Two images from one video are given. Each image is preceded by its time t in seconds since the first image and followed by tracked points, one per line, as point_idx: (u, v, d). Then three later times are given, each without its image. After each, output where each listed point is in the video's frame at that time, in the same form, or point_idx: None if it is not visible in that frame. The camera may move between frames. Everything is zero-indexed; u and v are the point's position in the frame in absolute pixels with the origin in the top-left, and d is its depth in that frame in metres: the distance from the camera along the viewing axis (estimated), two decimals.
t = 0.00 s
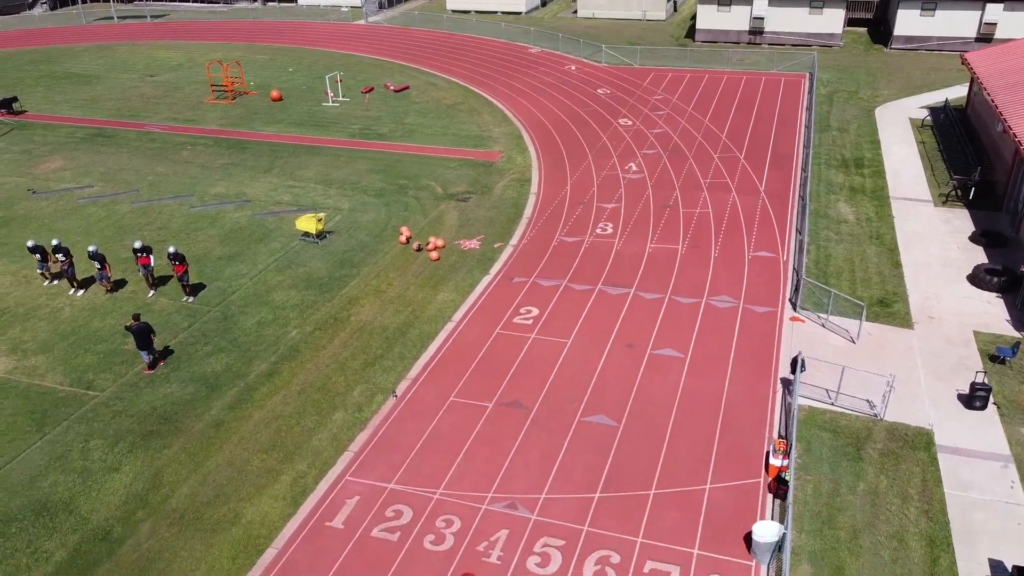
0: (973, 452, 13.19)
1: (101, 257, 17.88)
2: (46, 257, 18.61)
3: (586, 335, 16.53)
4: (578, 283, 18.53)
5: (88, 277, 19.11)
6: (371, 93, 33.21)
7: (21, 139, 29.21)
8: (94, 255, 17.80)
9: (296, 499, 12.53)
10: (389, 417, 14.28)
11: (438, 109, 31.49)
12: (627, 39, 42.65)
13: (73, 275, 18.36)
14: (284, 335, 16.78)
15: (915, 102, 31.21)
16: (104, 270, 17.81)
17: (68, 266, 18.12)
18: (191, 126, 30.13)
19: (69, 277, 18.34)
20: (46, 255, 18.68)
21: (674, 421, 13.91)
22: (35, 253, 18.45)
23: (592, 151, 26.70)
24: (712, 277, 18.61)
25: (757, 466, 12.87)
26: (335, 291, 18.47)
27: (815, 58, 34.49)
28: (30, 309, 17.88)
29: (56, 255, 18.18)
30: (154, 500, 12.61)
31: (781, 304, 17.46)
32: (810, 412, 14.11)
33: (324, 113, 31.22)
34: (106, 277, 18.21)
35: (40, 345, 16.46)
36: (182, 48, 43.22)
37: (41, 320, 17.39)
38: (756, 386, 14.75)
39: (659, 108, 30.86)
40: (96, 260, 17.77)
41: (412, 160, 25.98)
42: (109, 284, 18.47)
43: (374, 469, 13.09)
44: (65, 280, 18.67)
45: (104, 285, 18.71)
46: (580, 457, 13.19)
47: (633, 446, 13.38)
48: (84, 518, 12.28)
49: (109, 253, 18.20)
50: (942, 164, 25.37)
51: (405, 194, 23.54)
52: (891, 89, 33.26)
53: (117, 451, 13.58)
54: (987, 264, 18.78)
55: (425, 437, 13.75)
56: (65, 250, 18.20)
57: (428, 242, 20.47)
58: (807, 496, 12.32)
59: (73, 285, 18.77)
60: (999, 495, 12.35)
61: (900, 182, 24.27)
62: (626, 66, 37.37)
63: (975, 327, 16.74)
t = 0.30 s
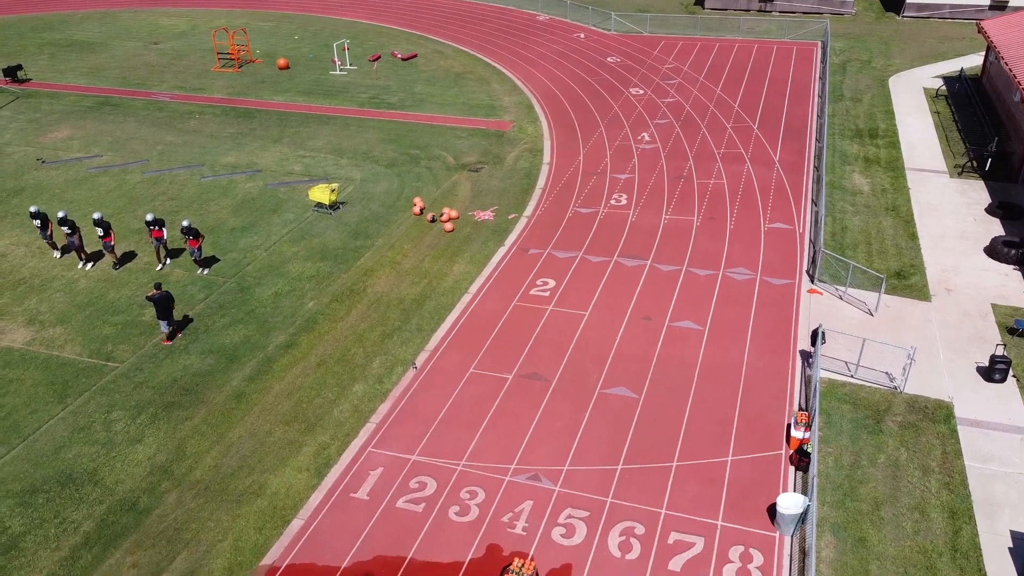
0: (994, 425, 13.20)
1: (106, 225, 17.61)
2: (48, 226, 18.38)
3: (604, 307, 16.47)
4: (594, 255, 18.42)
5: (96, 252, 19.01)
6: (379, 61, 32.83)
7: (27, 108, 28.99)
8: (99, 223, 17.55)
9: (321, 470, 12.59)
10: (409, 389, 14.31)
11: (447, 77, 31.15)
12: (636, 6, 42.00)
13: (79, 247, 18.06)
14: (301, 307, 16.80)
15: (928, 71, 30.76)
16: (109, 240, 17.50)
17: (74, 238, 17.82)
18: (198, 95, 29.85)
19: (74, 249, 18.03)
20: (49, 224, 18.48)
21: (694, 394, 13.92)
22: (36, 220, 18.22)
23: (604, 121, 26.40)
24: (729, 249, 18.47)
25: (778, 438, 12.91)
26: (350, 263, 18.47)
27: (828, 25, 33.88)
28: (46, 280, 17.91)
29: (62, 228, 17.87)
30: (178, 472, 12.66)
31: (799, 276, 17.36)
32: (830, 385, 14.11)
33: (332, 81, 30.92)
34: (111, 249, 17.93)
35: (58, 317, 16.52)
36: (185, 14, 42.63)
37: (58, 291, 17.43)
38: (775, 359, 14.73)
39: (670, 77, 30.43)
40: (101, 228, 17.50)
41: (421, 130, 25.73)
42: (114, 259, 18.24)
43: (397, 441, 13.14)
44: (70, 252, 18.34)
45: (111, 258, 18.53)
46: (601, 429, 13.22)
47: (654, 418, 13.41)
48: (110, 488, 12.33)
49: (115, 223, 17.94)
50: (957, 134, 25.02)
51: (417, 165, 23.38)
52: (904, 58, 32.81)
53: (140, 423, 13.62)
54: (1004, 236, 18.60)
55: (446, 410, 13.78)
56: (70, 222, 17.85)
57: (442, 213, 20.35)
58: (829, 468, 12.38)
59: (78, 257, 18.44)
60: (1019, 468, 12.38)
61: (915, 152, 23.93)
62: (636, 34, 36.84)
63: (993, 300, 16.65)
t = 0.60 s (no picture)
0: (1017, 426, 13.16)
1: (115, 228, 17.46)
2: (55, 231, 18.10)
3: (623, 306, 16.45)
4: (610, 254, 18.38)
5: (104, 256, 18.83)
6: (388, 61, 32.78)
7: (37, 107, 28.96)
8: (108, 226, 17.37)
9: (344, 471, 12.57)
10: (430, 388, 14.29)
11: (456, 76, 31.09)
12: (643, 5, 41.93)
13: (88, 251, 17.99)
14: (319, 306, 16.78)
15: (938, 70, 30.70)
16: (118, 243, 17.38)
17: (84, 242, 17.77)
18: (207, 94, 29.81)
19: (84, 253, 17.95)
20: (55, 229, 18.18)
21: (716, 394, 13.88)
22: (43, 225, 17.92)
23: (615, 121, 26.33)
24: (745, 249, 18.42)
25: (802, 438, 12.88)
26: (366, 262, 18.45)
27: (837, 24, 33.82)
28: (62, 279, 17.90)
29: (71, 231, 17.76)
30: (202, 472, 12.63)
31: (817, 275, 17.31)
32: (852, 385, 14.09)
33: (342, 80, 30.86)
34: (121, 253, 17.81)
35: (76, 315, 16.54)
36: (191, 12, 42.54)
37: (74, 291, 17.42)
38: (797, 358, 14.70)
39: (680, 76, 30.36)
40: (110, 230, 17.34)
41: (432, 129, 25.69)
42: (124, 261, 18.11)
43: (420, 441, 13.12)
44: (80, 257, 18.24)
45: (120, 262, 18.34)
46: (624, 429, 13.20)
47: (677, 418, 13.38)
48: (134, 488, 12.30)
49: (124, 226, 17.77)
50: (970, 134, 24.93)
51: (430, 164, 23.34)
52: (914, 57, 32.76)
53: (161, 423, 13.59)
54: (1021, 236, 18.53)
55: (468, 410, 13.75)
56: (79, 226, 17.80)
57: (457, 212, 20.33)
58: (854, 469, 12.36)
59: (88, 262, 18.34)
60: None
61: (929, 151, 23.85)
62: (644, 33, 36.79)
63: (1012, 300, 16.59)
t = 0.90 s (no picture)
0: None
1: (128, 238, 17.11)
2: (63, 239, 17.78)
3: (644, 308, 16.43)
4: (628, 256, 18.36)
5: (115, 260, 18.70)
6: (398, 62, 32.78)
7: (48, 108, 28.93)
8: (121, 236, 17.03)
9: (371, 473, 12.55)
10: (454, 390, 14.28)
11: (467, 78, 31.09)
12: (651, 7, 41.93)
13: (97, 256, 17.82)
14: (338, 308, 16.77)
15: (949, 72, 30.69)
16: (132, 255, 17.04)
17: (93, 247, 17.60)
18: (218, 95, 29.79)
19: (93, 259, 17.79)
20: (63, 237, 17.88)
21: (740, 396, 13.86)
22: (52, 233, 17.60)
23: (628, 122, 26.32)
24: (764, 251, 18.40)
25: (829, 441, 12.86)
26: (384, 263, 18.45)
27: (847, 26, 33.80)
28: (80, 281, 17.89)
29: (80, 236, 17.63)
30: (227, 474, 12.60)
31: (837, 278, 17.29)
32: (875, 388, 14.07)
33: (352, 82, 30.86)
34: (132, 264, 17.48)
35: (95, 317, 16.51)
36: (199, 14, 42.54)
37: (93, 292, 17.42)
38: (820, 361, 14.68)
39: (691, 78, 30.34)
40: (123, 242, 17.00)
41: (445, 131, 25.67)
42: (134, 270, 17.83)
43: (445, 443, 13.10)
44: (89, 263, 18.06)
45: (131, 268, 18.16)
46: (649, 431, 13.18)
47: (702, 421, 13.36)
48: (160, 490, 12.28)
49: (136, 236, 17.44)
50: (984, 135, 24.91)
51: (445, 165, 23.34)
52: (924, 59, 32.74)
53: (185, 425, 13.57)
54: None
55: (492, 412, 13.73)
56: (88, 231, 17.63)
57: (473, 214, 20.32)
58: (881, 472, 12.34)
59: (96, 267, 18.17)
60: None
61: (943, 152, 23.82)
62: (653, 35, 36.79)
63: None
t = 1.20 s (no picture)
0: None
1: (139, 241, 16.95)
2: (70, 242, 17.68)
3: (666, 310, 16.40)
4: (647, 257, 18.34)
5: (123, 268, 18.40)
6: (409, 64, 32.77)
7: (61, 109, 28.94)
8: (132, 239, 16.87)
9: (399, 475, 12.52)
10: (479, 392, 14.27)
11: (478, 79, 31.07)
12: (659, 8, 41.96)
13: (106, 265, 17.50)
14: (359, 309, 16.74)
15: (961, 74, 30.67)
16: (142, 257, 16.88)
17: (102, 256, 17.27)
18: (230, 97, 29.78)
19: (101, 267, 17.51)
20: (70, 240, 17.77)
21: (766, 398, 13.84)
22: (59, 236, 17.48)
23: (642, 124, 26.31)
24: (783, 253, 18.38)
25: (857, 443, 12.84)
26: (403, 265, 18.43)
27: (857, 27, 33.79)
28: (100, 283, 17.88)
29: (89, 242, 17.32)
30: (255, 476, 12.58)
31: (858, 279, 17.26)
32: (901, 390, 14.04)
33: (364, 83, 30.85)
34: (142, 266, 17.30)
35: (116, 319, 16.50)
36: (208, 16, 42.54)
37: (114, 294, 17.40)
38: (845, 363, 14.66)
39: (703, 79, 30.32)
40: (134, 244, 16.83)
41: (458, 132, 25.66)
42: (146, 276, 17.54)
43: (472, 445, 13.08)
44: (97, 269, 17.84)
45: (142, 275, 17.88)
46: (677, 434, 13.16)
47: (730, 423, 13.33)
48: (188, 492, 12.26)
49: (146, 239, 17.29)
50: (998, 137, 24.89)
51: (460, 167, 23.33)
52: (935, 61, 32.72)
53: (211, 427, 13.54)
54: None
55: (518, 414, 13.71)
56: (98, 237, 17.27)
57: (491, 216, 20.31)
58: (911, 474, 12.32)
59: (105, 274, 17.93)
60: None
61: (958, 154, 23.80)
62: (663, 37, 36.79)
63: None
